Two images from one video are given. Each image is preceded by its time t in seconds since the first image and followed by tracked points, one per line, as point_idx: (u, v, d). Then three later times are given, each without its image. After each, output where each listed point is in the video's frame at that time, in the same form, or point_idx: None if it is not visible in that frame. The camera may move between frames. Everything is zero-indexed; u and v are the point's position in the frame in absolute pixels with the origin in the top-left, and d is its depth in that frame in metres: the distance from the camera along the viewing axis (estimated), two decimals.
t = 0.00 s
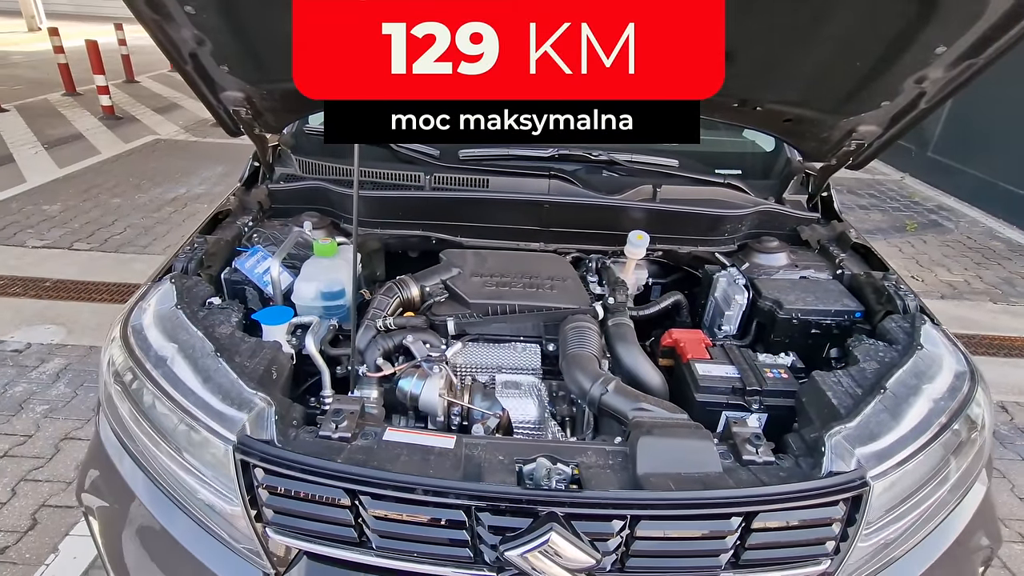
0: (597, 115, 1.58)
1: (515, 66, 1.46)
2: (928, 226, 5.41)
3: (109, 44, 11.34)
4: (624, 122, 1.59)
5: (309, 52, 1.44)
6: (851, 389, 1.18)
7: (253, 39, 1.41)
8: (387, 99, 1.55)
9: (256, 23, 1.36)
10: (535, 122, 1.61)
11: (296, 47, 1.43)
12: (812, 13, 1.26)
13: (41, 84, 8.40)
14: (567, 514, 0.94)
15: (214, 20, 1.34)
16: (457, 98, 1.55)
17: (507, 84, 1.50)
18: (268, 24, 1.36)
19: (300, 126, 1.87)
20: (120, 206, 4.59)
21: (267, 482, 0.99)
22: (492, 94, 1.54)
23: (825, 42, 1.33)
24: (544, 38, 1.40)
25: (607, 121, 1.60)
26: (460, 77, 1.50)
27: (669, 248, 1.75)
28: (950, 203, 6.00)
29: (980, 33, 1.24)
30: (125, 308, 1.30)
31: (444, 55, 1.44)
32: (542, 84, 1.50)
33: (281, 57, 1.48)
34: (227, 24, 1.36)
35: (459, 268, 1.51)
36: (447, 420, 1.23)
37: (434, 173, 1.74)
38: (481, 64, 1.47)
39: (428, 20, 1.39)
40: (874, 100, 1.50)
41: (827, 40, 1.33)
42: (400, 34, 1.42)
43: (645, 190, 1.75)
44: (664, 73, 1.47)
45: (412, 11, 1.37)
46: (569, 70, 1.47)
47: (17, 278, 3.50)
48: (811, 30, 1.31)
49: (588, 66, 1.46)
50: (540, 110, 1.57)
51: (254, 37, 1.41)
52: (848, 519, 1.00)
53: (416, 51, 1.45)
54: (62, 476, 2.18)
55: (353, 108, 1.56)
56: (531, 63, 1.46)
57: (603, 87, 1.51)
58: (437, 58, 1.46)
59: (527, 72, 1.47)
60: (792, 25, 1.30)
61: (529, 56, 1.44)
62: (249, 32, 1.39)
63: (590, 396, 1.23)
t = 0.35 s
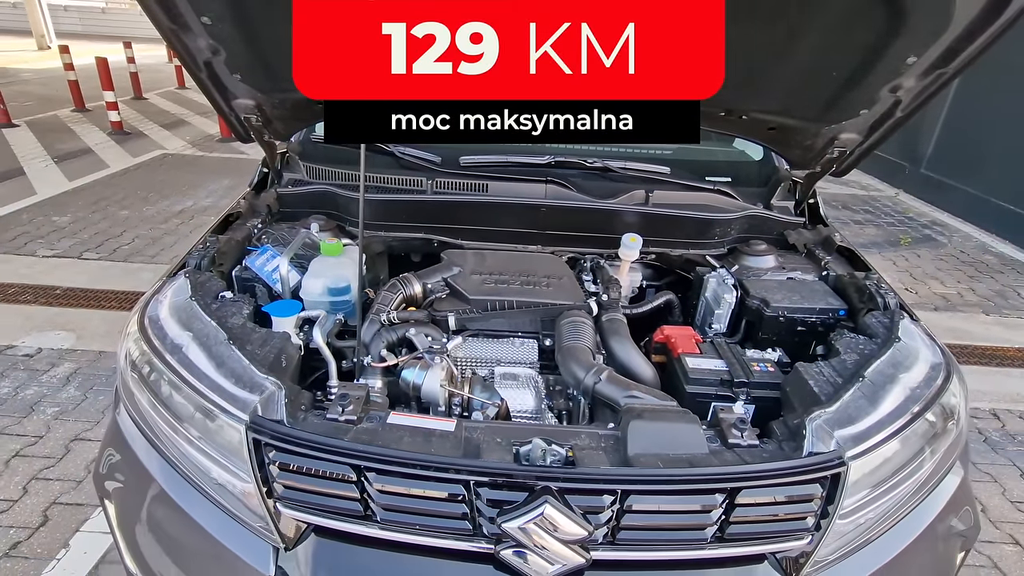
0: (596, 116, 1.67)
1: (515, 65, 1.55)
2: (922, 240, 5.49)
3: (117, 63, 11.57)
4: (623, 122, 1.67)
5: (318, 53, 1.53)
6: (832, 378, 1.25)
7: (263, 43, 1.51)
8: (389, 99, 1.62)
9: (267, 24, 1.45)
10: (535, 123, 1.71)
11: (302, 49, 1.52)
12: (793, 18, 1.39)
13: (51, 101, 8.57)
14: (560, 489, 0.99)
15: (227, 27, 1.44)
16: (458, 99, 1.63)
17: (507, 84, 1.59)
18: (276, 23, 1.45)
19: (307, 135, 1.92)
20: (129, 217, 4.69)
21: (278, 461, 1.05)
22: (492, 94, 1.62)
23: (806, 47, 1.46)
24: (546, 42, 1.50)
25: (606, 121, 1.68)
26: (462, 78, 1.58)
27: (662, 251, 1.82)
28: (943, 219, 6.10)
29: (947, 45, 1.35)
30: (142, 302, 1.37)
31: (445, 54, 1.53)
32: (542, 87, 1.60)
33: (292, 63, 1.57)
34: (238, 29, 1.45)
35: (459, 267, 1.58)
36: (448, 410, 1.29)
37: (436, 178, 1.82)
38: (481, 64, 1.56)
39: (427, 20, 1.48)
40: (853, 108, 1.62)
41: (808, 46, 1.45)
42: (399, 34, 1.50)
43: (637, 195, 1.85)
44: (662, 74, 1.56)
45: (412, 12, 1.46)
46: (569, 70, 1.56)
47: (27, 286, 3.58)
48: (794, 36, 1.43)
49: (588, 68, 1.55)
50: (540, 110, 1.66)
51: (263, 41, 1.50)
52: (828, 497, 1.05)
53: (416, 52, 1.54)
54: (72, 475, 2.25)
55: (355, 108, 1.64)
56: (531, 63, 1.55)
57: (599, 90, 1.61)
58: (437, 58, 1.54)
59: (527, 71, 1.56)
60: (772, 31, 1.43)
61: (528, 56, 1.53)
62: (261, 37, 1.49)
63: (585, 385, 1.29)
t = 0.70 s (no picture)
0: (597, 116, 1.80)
1: (514, 66, 1.65)
2: (914, 247, 5.58)
3: (121, 76, 11.74)
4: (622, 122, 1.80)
5: (326, 57, 1.63)
6: (808, 363, 1.34)
7: (274, 52, 1.60)
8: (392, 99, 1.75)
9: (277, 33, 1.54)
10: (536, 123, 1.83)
11: (310, 54, 1.61)
12: (772, 29, 1.50)
13: (55, 113, 8.69)
14: (551, 461, 1.07)
15: (241, 36, 1.53)
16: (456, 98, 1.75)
17: (505, 84, 1.70)
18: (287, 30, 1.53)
19: (314, 142, 2.02)
20: (133, 225, 4.77)
21: (290, 437, 1.12)
22: (491, 94, 1.74)
23: (786, 55, 1.56)
24: (546, 44, 1.61)
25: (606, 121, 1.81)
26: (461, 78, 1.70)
27: (652, 250, 1.90)
28: (934, 227, 6.21)
29: (913, 54, 1.46)
30: (159, 296, 1.46)
31: (445, 55, 1.64)
32: (543, 88, 1.71)
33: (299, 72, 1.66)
34: (251, 38, 1.54)
35: (458, 264, 1.67)
36: (447, 398, 1.36)
37: (436, 181, 1.91)
38: (480, 64, 1.66)
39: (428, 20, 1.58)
40: (831, 115, 1.71)
41: (788, 54, 1.56)
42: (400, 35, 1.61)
43: (628, 197, 1.94)
44: (659, 77, 1.68)
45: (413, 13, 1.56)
46: (570, 70, 1.67)
47: (34, 291, 3.65)
48: (774, 45, 1.54)
49: (588, 70, 1.67)
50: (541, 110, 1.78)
51: (272, 49, 1.59)
52: (801, 471, 1.14)
53: (418, 51, 1.64)
54: (79, 472, 2.30)
55: (358, 108, 1.77)
56: (531, 64, 1.65)
57: (597, 91, 1.72)
58: (437, 58, 1.66)
59: (527, 71, 1.66)
60: (755, 39, 1.53)
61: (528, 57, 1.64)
62: (272, 46, 1.58)
63: (576, 371, 1.37)
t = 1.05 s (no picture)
0: (594, 117, 1.87)
1: (512, 66, 1.74)
2: (905, 252, 5.68)
3: (123, 86, 11.87)
4: (623, 122, 1.87)
5: (331, 58, 1.72)
6: (787, 349, 1.43)
7: (281, 54, 1.70)
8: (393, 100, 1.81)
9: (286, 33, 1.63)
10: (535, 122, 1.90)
11: (314, 55, 1.70)
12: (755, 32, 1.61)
13: (57, 123, 8.79)
14: (542, 436, 1.15)
15: (248, 41, 1.62)
16: (456, 99, 1.82)
17: (504, 84, 1.78)
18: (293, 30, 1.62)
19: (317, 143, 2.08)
20: (136, 232, 4.85)
21: (297, 416, 1.20)
22: (492, 94, 1.82)
23: (768, 59, 1.67)
24: (544, 46, 1.70)
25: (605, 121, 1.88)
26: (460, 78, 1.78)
27: (642, 248, 1.98)
28: (925, 232, 6.32)
29: (883, 58, 1.56)
30: (170, 288, 1.53)
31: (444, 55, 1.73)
32: (542, 89, 1.80)
33: (306, 76, 1.76)
34: (258, 41, 1.64)
35: (455, 260, 1.76)
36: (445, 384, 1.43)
37: (435, 182, 1.99)
38: (479, 65, 1.75)
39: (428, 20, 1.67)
40: (810, 117, 1.81)
41: (769, 57, 1.67)
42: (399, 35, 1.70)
43: (619, 196, 2.01)
44: (660, 76, 1.75)
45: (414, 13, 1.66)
46: (570, 71, 1.75)
47: (40, 295, 3.72)
48: (759, 49, 1.65)
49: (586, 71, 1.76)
50: (541, 111, 1.86)
51: (278, 52, 1.69)
52: (777, 446, 1.23)
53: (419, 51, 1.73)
54: (87, 466, 2.37)
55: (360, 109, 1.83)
56: (531, 63, 1.74)
57: (594, 92, 1.80)
58: (437, 58, 1.74)
59: (528, 71, 1.75)
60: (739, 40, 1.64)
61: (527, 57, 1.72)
62: (279, 48, 1.68)
63: (568, 357, 1.44)
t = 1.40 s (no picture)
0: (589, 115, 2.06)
1: (511, 65, 1.92)
2: (895, 252, 5.78)
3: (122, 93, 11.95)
4: (621, 122, 2.07)
5: (339, 57, 1.83)
6: (770, 336, 1.50)
7: (290, 59, 1.79)
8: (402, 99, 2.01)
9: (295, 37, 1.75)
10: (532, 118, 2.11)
11: (322, 56, 1.83)
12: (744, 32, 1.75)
13: (57, 129, 8.85)
14: (538, 415, 1.22)
15: (256, 46, 1.72)
16: (455, 97, 2.02)
17: (504, 83, 1.97)
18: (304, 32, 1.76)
19: (319, 147, 2.17)
20: (138, 235, 4.92)
21: (306, 400, 1.27)
22: (495, 93, 2.01)
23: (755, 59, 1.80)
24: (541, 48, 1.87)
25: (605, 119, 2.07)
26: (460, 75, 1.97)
27: (634, 244, 2.05)
28: (915, 233, 6.42)
29: (861, 60, 1.66)
30: (182, 281, 1.60)
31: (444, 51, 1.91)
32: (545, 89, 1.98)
33: (313, 84, 1.87)
34: (265, 46, 1.73)
35: (454, 255, 1.84)
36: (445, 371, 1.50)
37: (434, 181, 2.06)
38: (479, 64, 1.93)
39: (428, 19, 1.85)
40: (794, 118, 1.90)
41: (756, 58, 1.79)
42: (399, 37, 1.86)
43: (611, 194, 2.08)
44: (655, 76, 1.91)
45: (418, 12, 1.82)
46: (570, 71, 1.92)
47: (44, 296, 3.78)
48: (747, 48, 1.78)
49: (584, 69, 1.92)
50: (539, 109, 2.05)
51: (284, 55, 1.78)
52: (759, 424, 1.31)
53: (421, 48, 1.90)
54: (95, 460, 2.44)
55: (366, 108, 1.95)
56: (532, 64, 1.91)
57: (591, 91, 1.97)
58: (438, 58, 1.92)
59: (529, 71, 1.93)
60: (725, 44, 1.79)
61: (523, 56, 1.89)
62: (285, 53, 1.77)
63: (562, 345, 1.52)
